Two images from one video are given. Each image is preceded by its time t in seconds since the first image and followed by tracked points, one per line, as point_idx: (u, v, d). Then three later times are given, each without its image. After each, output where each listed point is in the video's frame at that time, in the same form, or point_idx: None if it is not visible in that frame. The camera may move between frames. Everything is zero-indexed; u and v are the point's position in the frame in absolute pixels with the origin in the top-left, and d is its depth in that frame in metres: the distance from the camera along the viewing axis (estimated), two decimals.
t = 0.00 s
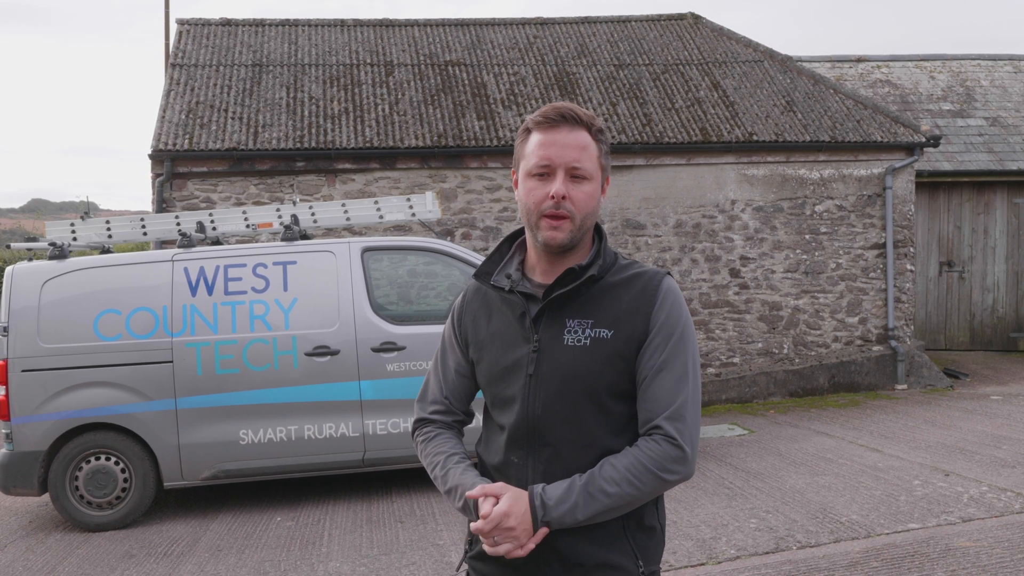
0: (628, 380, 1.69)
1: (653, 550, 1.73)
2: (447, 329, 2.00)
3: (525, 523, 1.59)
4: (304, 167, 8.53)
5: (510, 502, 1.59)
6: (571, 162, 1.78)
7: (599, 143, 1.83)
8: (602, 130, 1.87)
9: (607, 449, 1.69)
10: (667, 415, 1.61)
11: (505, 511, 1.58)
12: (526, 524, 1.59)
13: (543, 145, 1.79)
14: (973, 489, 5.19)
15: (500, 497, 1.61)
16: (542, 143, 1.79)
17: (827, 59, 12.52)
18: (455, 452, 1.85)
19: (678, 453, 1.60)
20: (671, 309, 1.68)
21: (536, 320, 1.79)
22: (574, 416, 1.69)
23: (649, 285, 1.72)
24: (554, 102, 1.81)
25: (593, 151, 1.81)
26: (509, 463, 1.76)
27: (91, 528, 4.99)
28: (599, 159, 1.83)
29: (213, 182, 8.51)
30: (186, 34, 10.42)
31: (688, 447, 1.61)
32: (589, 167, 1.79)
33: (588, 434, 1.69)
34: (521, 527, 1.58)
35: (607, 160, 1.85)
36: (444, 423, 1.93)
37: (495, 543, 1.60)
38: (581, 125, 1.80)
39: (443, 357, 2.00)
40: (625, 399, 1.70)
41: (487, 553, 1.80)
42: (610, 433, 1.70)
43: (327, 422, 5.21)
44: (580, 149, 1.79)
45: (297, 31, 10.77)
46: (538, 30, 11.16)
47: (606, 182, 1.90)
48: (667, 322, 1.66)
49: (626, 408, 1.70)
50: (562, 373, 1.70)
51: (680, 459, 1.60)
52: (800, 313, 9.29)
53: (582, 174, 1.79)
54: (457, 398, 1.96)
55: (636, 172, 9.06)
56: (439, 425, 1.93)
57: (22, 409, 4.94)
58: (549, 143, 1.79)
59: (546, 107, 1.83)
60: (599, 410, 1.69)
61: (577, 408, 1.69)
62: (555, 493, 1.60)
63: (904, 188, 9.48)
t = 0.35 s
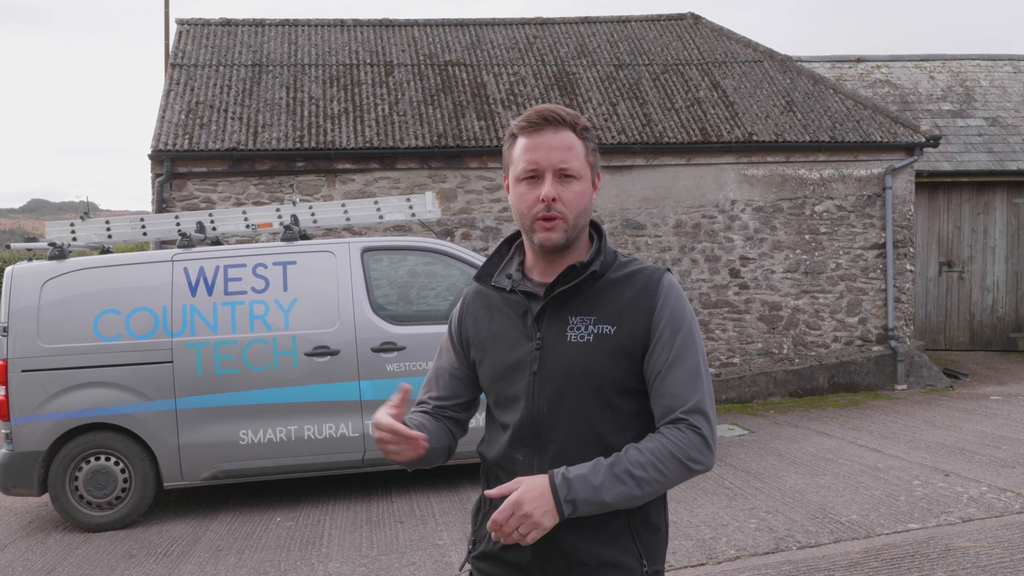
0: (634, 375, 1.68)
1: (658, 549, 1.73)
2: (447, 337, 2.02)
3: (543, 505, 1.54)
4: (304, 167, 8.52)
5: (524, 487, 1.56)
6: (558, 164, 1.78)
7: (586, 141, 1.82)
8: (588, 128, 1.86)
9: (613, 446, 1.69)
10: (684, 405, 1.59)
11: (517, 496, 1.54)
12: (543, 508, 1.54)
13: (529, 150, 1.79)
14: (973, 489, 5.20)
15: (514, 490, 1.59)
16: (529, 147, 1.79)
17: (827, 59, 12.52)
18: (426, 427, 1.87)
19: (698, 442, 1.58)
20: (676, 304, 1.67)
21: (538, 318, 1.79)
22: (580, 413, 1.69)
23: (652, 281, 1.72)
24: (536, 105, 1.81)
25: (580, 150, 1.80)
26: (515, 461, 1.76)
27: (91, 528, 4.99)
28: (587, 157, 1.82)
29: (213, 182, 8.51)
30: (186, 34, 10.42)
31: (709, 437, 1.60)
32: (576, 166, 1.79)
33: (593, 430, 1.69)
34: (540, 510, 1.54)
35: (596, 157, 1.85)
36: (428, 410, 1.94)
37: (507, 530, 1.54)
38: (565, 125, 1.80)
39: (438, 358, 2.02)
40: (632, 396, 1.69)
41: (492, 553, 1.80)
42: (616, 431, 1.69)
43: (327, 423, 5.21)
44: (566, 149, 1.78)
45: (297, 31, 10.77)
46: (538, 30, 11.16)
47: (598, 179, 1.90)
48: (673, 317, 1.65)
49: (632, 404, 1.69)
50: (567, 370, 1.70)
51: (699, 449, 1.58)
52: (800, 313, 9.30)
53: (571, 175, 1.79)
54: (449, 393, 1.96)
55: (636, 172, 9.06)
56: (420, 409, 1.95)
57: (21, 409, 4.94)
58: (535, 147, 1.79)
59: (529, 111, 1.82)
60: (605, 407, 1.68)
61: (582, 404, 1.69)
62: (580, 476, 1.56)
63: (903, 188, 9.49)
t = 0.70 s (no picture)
0: (633, 373, 1.68)
1: (660, 548, 1.73)
2: (449, 345, 2.02)
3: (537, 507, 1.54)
4: (303, 167, 8.53)
5: (518, 489, 1.56)
6: (551, 168, 1.77)
7: (577, 142, 1.81)
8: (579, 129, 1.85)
9: (614, 444, 1.69)
10: (683, 402, 1.58)
11: (510, 499, 1.54)
12: (536, 509, 1.54)
13: (520, 154, 1.79)
14: (972, 489, 5.20)
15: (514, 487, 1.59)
16: (520, 151, 1.79)
17: (826, 59, 12.53)
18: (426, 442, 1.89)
19: (697, 438, 1.57)
20: (674, 301, 1.67)
21: (536, 319, 1.79)
22: (579, 413, 1.69)
23: (648, 279, 1.72)
24: (526, 110, 1.80)
25: (572, 153, 1.80)
26: (516, 461, 1.77)
27: (90, 528, 4.99)
28: (580, 159, 1.82)
29: (212, 182, 8.51)
30: (185, 34, 10.42)
31: (709, 435, 1.59)
32: (569, 169, 1.78)
33: (594, 430, 1.69)
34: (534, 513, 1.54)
35: (588, 158, 1.84)
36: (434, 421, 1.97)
37: (503, 532, 1.55)
38: (557, 128, 1.79)
39: (443, 365, 2.03)
40: (631, 394, 1.69)
41: (495, 552, 1.80)
42: (617, 430, 1.69)
43: (327, 423, 5.21)
44: (558, 153, 1.78)
45: (296, 31, 10.78)
46: (538, 30, 11.16)
47: (592, 179, 1.90)
48: (671, 314, 1.65)
49: (632, 403, 1.69)
50: (566, 370, 1.70)
51: (699, 445, 1.57)
52: (799, 313, 9.30)
53: (563, 178, 1.78)
54: (453, 401, 1.98)
55: (636, 172, 9.06)
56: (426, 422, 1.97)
57: (21, 409, 4.94)
58: (527, 151, 1.78)
59: (519, 115, 1.82)
60: (605, 406, 1.68)
61: (582, 404, 1.69)
62: (576, 477, 1.56)
63: (903, 188, 9.49)
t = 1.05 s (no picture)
0: (628, 377, 1.69)
1: (652, 550, 1.73)
2: (449, 335, 2.00)
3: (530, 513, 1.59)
4: (303, 167, 8.53)
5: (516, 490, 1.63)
6: (570, 164, 1.78)
7: (599, 146, 1.83)
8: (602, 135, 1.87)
9: (608, 446, 1.69)
10: (677, 409, 1.60)
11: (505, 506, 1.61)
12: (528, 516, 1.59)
13: (543, 147, 1.79)
14: (972, 489, 5.20)
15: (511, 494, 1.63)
16: (541, 144, 1.79)
17: (826, 59, 12.53)
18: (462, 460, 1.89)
19: (690, 445, 1.59)
20: (671, 306, 1.68)
21: (533, 319, 1.78)
22: (573, 415, 1.69)
23: (646, 283, 1.72)
24: (555, 104, 1.81)
25: (593, 155, 1.81)
26: (510, 461, 1.77)
27: (90, 528, 4.99)
28: (599, 163, 1.83)
29: (212, 182, 8.51)
30: (185, 34, 10.42)
31: (702, 441, 1.61)
32: (586, 169, 1.79)
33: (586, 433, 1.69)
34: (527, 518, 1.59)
35: (606, 164, 1.86)
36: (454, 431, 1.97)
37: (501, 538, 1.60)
38: (582, 128, 1.80)
39: (449, 364, 2.02)
40: (625, 398, 1.70)
41: (487, 552, 1.80)
42: (611, 432, 1.70)
43: (327, 423, 5.21)
44: (578, 152, 1.79)
45: (296, 31, 10.78)
46: (537, 30, 11.16)
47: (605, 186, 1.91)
48: (668, 318, 1.66)
49: (625, 406, 1.70)
50: (561, 372, 1.70)
51: (692, 452, 1.59)
52: (799, 313, 9.30)
53: (580, 177, 1.79)
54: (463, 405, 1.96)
55: (635, 172, 9.06)
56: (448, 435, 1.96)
57: (21, 408, 4.94)
58: (549, 145, 1.79)
59: (547, 108, 1.83)
60: (599, 409, 1.69)
61: (575, 406, 1.69)
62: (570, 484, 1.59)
63: (903, 188, 9.50)
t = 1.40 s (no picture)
0: (634, 380, 1.69)
1: (650, 549, 1.74)
2: (444, 326, 2.00)
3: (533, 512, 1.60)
4: (303, 167, 8.52)
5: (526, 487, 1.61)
6: (583, 166, 1.78)
7: (609, 147, 1.83)
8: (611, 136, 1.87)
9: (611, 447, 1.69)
10: (684, 414, 1.61)
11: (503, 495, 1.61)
12: (531, 514, 1.59)
13: (555, 148, 1.78)
14: (972, 489, 5.20)
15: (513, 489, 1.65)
16: (554, 144, 1.79)
17: (826, 59, 12.53)
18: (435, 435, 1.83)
19: (696, 450, 1.60)
20: (679, 311, 1.69)
21: (541, 319, 1.78)
22: (579, 417, 1.69)
23: (654, 287, 1.73)
24: (568, 104, 1.80)
25: (604, 156, 1.81)
26: (512, 462, 1.76)
27: (89, 528, 4.99)
28: (609, 163, 1.83)
29: (212, 182, 8.51)
30: (185, 34, 10.41)
31: (707, 445, 1.62)
32: (598, 171, 1.80)
33: (591, 433, 1.70)
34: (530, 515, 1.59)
35: (616, 165, 1.86)
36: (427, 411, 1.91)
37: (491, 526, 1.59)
38: (594, 129, 1.80)
39: (434, 353, 1.99)
40: (630, 400, 1.70)
41: (486, 553, 1.80)
42: (615, 434, 1.70)
43: (327, 423, 5.21)
44: (591, 153, 1.79)
45: (296, 31, 10.78)
46: (537, 30, 11.16)
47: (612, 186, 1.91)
48: (676, 324, 1.67)
49: (630, 408, 1.70)
50: (568, 373, 1.70)
51: (698, 457, 1.60)
52: (799, 313, 9.30)
53: (592, 179, 1.79)
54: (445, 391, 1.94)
55: (635, 172, 9.06)
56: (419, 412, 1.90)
57: (20, 409, 4.94)
58: (561, 146, 1.78)
59: (558, 108, 1.82)
60: (604, 411, 1.69)
61: (582, 408, 1.69)
62: (577, 484, 1.59)
63: (902, 188, 9.50)
